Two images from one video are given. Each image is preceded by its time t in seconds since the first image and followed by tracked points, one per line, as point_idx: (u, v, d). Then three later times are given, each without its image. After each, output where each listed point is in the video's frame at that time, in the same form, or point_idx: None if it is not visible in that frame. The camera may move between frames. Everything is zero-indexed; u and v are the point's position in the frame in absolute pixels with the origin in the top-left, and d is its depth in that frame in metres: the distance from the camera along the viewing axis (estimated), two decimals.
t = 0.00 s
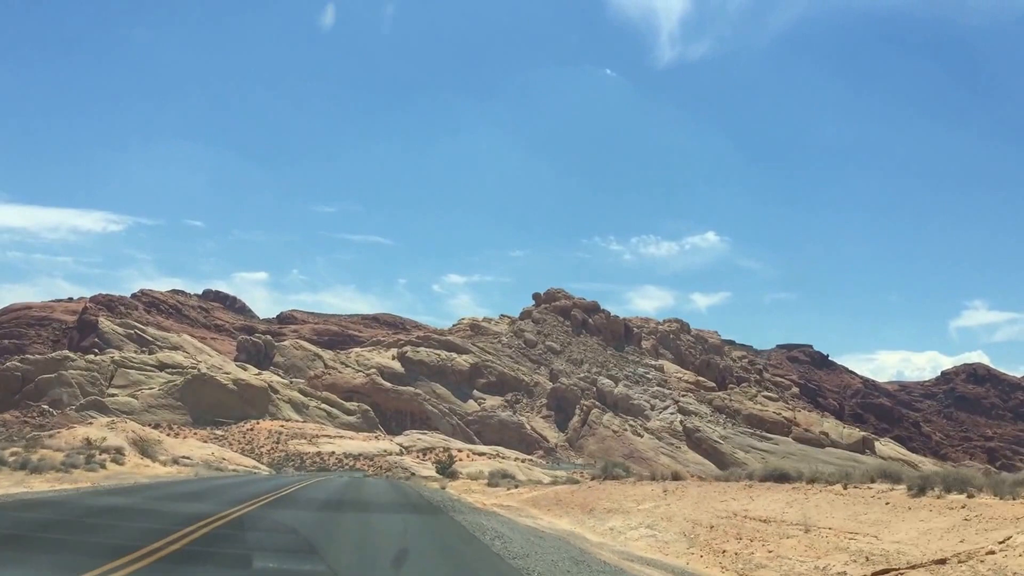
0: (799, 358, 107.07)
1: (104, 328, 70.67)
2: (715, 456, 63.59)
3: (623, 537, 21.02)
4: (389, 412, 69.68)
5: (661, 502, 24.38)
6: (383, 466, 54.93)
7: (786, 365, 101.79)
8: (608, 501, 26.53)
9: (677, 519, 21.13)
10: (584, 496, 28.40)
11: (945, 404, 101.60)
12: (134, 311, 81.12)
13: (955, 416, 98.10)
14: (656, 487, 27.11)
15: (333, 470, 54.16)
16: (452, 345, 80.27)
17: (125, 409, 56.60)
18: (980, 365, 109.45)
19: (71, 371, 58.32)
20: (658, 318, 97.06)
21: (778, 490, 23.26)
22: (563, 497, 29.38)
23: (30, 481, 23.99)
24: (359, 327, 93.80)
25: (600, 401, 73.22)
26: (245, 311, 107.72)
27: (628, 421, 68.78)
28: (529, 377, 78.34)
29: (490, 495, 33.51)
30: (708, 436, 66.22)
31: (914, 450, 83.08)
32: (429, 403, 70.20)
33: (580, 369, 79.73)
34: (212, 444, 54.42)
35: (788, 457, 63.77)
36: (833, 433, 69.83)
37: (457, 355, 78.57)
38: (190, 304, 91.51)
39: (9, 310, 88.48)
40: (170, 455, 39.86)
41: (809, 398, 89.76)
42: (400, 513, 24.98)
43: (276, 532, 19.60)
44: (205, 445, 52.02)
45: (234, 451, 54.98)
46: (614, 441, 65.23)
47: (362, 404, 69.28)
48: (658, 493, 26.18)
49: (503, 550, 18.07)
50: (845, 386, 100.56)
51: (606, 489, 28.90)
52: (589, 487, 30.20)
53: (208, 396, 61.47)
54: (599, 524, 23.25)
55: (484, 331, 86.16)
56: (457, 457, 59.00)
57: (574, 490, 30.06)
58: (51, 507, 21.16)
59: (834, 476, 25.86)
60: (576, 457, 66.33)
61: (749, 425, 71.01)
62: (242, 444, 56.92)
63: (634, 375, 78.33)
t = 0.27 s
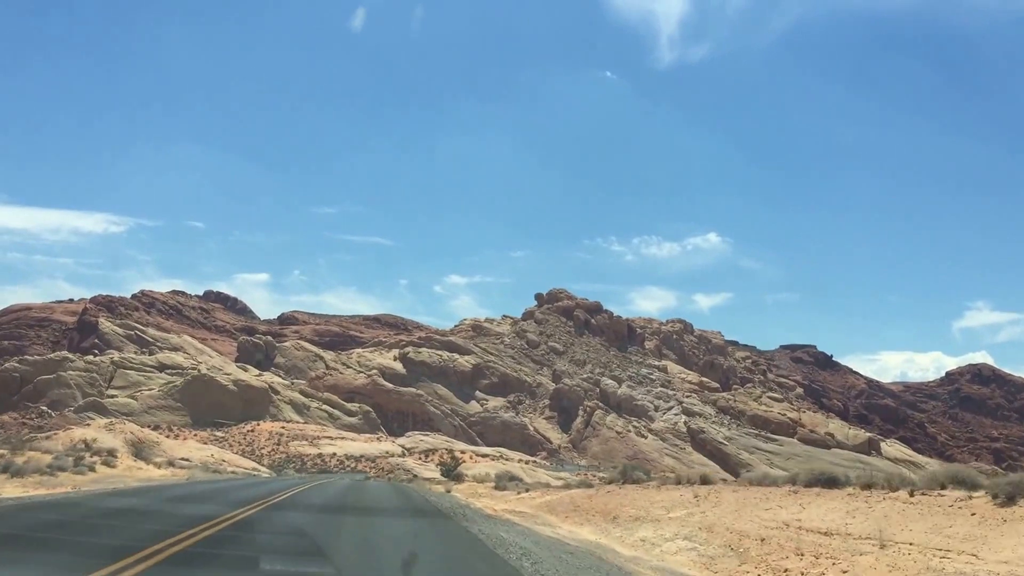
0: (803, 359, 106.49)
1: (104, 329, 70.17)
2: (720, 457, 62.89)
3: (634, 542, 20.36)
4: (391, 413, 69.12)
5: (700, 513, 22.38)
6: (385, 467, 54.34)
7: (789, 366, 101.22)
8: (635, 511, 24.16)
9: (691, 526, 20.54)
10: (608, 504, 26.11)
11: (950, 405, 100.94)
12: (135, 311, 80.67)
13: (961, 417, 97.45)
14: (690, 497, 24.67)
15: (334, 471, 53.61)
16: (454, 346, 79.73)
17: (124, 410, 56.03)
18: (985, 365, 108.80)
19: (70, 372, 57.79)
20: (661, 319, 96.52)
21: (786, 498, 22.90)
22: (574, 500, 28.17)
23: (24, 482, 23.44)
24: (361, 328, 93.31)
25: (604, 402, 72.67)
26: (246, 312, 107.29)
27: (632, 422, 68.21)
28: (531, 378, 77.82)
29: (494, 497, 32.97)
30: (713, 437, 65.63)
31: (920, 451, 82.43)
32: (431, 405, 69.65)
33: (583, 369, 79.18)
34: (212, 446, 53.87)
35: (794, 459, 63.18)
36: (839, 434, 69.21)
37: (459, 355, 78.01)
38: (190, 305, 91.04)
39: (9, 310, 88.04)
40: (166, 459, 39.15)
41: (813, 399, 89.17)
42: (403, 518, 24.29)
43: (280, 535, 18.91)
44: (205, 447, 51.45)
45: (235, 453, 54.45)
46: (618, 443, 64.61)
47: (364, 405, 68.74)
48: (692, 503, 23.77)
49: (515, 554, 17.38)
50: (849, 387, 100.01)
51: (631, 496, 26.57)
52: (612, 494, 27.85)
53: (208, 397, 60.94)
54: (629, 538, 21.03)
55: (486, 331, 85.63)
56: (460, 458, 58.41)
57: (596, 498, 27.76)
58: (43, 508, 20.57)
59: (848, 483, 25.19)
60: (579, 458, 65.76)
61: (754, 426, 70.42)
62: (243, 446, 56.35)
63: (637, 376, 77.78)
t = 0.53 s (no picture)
0: (807, 358, 105.94)
1: (104, 328, 69.63)
2: (725, 457, 62.30)
3: (647, 545, 19.81)
4: (393, 413, 68.55)
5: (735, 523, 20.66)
6: (387, 467, 53.77)
7: (793, 365, 100.65)
8: (666, 520, 22.47)
9: (701, 529, 20.07)
10: (636, 514, 24.32)
11: (955, 404, 100.29)
12: (135, 311, 80.18)
13: (966, 416, 96.82)
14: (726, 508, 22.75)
15: (336, 472, 53.06)
16: (456, 345, 79.21)
17: (123, 410, 55.46)
18: (990, 363, 108.18)
19: (70, 372, 57.25)
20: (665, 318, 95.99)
21: (797, 501, 22.43)
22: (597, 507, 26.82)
23: (19, 481, 22.88)
24: (362, 327, 92.77)
25: (607, 401, 72.12)
26: (247, 311, 106.84)
27: (636, 421, 67.65)
28: (534, 377, 77.28)
29: (499, 499, 32.43)
30: (718, 436, 65.05)
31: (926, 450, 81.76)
32: (433, 404, 69.07)
33: (587, 368, 78.64)
34: (212, 446, 53.36)
35: (800, 458, 62.61)
36: (845, 433, 68.57)
37: (461, 354, 77.47)
38: (191, 304, 90.54)
39: (9, 310, 87.54)
40: (166, 460, 38.49)
41: (818, 397, 88.62)
42: (405, 513, 23.68)
43: (274, 528, 18.36)
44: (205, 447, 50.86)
45: (235, 452, 53.94)
46: (622, 442, 64.07)
47: (366, 405, 68.16)
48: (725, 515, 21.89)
49: (514, 553, 16.78)
50: (853, 386, 99.48)
51: (663, 506, 24.72)
52: (644, 502, 25.99)
53: (209, 397, 60.36)
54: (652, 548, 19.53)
55: (488, 330, 85.07)
56: (463, 458, 57.84)
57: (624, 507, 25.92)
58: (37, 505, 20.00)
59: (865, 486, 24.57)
60: (583, 457, 65.23)
61: (760, 425, 69.84)
62: (244, 446, 55.79)
63: (641, 374, 77.25)
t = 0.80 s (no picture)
0: (811, 355, 105.39)
1: (104, 326, 69.24)
2: (729, 455, 61.78)
3: (653, 544, 19.33)
4: (395, 410, 68.09)
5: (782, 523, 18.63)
6: (389, 466, 53.29)
7: (798, 362, 100.09)
8: (699, 522, 20.36)
9: (712, 526, 19.43)
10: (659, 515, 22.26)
11: (961, 401, 99.67)
12: (135, 309, 79.82)
13: (971, 413, 96.19)
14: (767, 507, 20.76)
15: (337, 470, 52.57)
16: (458, 342, 78.74)
17: (123, 408, 55.02)
18: (996, 360, 107.55)
19: (69, 370, 56.79)
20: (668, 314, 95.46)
21: (810, 502, 21.90)
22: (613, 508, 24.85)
23: (12, 482, 22.45)
24: (364, 325, 92.34)
25: (611, 398, 71.65)
26: (249, 309, 106.46)
27: (639, 418, 67.14)
28: (537, 374, 76.80)
29: (502, 498, 31.90)
30: (722, 434, 64.44)
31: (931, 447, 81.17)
32: (436, 402, 68.61)
33: (590, 365, 78.14)
34: (212, 444, 52.95)
35: (805, 456, 62.08)
36: (850, 430, 68.01)
37: (463, 352, 76.95)
38: (192, 302, 90.18)
39: (9, 308, 87.23)
40: (164, 458, 38.07)
41: (822, 394, 88.06)
42: (402, 515, 23.13)
43: (258, 531, 17.87)
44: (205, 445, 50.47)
45: (236, 451, 53.52)
46: (625, 440, 63.59)
47: (367, 403, 67.71)
48: (769, 514, 19.91)
49: (504, 553, 16.26)
50: (858, 382, 98.94)
51: (688, 507, 22.63)
52: (666, 505, 23.84)
53: (209, 395, 59.94)
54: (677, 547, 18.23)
55: (491, 327, 84.59)
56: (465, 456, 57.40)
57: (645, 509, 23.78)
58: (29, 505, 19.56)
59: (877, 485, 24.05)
60: (586, 455, 64.70)
61: (764, 422, 69.31)
62: (244, 444, 55.37)
63: (644, 371, 76.71)
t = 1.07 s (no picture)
0: (815, 350, 104.87)
1: (105, 323, 68.84)
2: (734, 451, 61.29)
3: (661, 544, 18.86)
4: (397, 407, 67.66)
5: (828, 530, 17.04)
6: (391, 463, 52.87)
7: (801, 358, 99.57)
8: (736, 532, 18.49)
9: (724, 528, 18.97)
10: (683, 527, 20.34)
11: (966, 396, 99.09)
12: (136, 306, 79.45)
13: (976, 409, 95.64)
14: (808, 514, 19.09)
15: (338, 468, 52.14)
16: (461, 339, 78.29)
17: (123, 406, 54.59)
18: (1001, 356, 106.98)
19: (69, 367, 56.35)
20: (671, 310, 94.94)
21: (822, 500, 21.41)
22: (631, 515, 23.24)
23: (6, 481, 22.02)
24: (365, 321, 91.92)
25: (614, 394, 71.19)
26: (250, 306, 106.08)
27: (643, 415, 66.69)
28: (540, 371, 76.33)
29: (506, 496, 31.46)
30: (726, 430, 63.88)
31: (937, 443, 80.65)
32: (438, 398, 68.18)
33: (593, 361, 77.68)
34: (213, 441, 52.50)
35: (810, 452, 61.58)
36: (855, 427, 67.50)
37: (465, 348, 76.53)
38: (193, 299, 89.79)
39: (10, 305, 86.90)
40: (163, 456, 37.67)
41: (827, 390, 87.58)
42: (401, 518, 22.49)
43: (250, 532, 17.26)
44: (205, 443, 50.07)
45: (237, 448, 53.12)
46: (629, 436, 63.14)
47: (369, 399, 67.30)
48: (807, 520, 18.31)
49: (503, 556, 15.60)
50: (862, 378, 98.48)
51: (715, 517, 20.81)
52: (688, 514, 21.96)
53: (210, 391, 59.52)
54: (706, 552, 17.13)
55: (494, 324, 84.13)
56: (468, 453, 56.98)
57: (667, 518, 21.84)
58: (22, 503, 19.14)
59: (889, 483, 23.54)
60: (590, 452, 64.26)
61: (769, 419, 68.83)
62: (245, 441, 54.98)
63: (648, 368, 76.25)
